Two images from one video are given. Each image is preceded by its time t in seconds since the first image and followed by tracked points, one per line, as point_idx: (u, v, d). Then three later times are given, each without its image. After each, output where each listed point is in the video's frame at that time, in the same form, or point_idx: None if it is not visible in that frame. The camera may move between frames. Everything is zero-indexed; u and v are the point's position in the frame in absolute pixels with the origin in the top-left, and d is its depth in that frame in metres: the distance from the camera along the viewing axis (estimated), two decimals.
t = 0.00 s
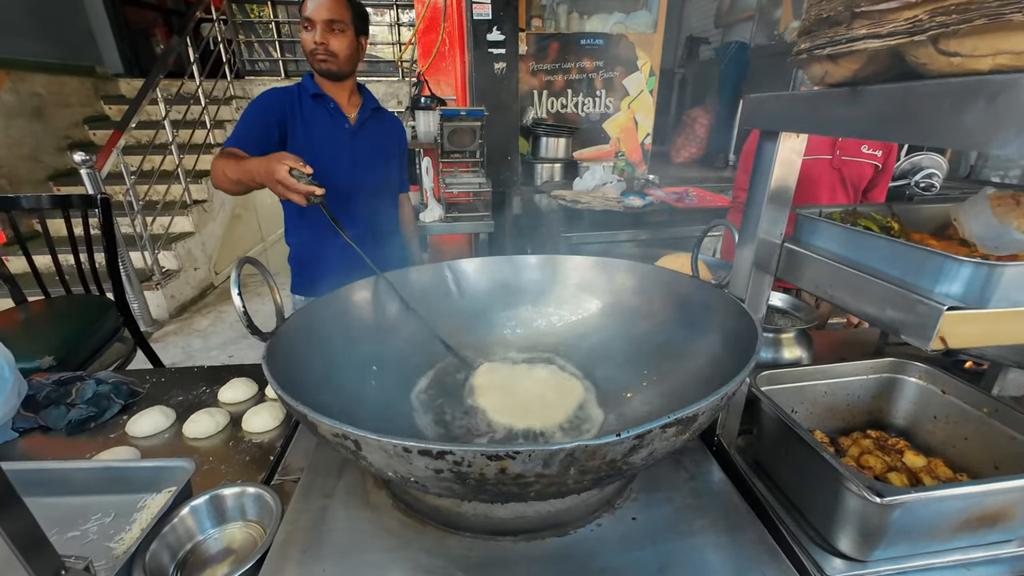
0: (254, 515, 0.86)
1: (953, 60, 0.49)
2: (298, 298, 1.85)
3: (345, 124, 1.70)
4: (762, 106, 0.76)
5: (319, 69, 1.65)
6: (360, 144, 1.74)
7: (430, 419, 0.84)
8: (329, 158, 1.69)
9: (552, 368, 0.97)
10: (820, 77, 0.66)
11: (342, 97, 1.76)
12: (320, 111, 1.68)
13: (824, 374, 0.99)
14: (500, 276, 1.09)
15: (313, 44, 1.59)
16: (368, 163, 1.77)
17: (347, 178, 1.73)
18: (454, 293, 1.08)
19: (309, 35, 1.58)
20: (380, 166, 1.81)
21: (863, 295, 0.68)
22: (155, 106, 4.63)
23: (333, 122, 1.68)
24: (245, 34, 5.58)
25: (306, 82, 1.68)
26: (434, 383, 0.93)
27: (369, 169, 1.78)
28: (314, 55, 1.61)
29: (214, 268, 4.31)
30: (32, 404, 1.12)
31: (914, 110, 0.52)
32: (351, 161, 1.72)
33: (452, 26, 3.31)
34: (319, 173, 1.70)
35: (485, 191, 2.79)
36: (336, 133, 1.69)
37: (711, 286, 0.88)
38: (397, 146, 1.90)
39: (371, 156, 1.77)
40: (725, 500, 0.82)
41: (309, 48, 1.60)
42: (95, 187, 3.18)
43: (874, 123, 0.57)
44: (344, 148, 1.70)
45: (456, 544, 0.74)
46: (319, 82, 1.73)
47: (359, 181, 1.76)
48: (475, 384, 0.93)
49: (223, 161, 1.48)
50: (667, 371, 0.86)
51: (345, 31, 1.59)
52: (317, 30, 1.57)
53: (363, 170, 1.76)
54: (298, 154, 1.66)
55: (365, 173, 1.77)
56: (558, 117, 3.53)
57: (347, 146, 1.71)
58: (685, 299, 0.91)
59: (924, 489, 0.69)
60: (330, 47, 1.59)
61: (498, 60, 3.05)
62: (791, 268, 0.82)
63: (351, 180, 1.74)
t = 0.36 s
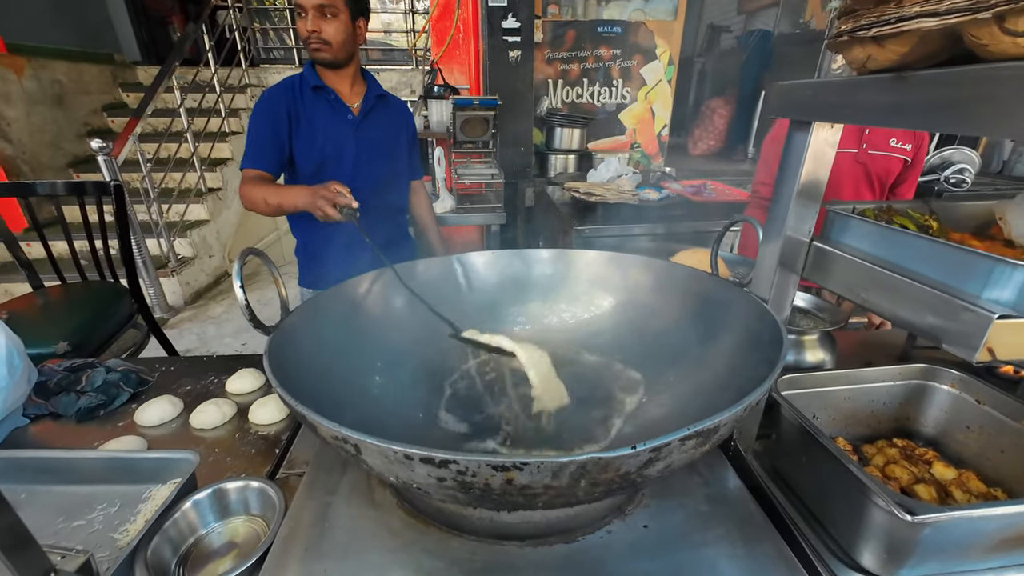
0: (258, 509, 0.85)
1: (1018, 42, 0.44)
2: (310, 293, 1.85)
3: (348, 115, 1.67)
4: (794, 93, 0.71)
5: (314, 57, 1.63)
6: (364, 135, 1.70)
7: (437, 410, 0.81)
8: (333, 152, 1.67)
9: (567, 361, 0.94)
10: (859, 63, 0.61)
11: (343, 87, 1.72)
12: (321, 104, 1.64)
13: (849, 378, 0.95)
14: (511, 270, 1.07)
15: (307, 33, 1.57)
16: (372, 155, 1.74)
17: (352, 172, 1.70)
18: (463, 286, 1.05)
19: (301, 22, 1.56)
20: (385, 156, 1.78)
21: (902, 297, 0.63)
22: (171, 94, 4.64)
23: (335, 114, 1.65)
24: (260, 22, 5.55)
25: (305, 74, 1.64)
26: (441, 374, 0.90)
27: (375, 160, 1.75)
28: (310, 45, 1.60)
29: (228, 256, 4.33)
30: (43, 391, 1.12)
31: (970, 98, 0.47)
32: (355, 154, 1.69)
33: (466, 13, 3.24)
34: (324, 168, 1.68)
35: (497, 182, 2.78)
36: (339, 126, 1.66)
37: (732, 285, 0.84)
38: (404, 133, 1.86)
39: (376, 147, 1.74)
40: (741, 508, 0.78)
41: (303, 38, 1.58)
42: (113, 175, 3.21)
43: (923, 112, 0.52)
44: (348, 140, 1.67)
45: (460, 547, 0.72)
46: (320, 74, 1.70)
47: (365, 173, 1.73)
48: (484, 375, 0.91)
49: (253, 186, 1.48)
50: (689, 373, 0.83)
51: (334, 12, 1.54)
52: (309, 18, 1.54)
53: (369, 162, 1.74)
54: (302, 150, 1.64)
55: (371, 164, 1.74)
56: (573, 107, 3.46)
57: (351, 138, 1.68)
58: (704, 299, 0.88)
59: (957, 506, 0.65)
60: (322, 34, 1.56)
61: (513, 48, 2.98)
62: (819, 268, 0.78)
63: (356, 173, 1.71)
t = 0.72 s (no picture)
0: (263, 516, 0.82)
1: None
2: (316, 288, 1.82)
3: (359, 109, 1.63)
4: (834, 87, 0.67)
5: (340, 53, 1.59)
6: (374, 129, 1.67)
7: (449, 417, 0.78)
8: (343, 145, 1.63)
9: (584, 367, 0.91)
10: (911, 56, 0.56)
11: (355, 78, 1.67)
12: (332, 96, 1.61)
13: (876, 387, 0.92)
14: (523, 270, 1.03)
15: (346, 29, 1.53)
16: (382, 150, 1.70)
17: (361, 166, 1.67)
18: (475, 286, 1.02)
19: (336, 18, 1.51)
20: (395, 151, 1.75)
21: (953, 310, 0.61)
22: (175, 85, 4.60)
23: (345, 107, 1.62)
24: (265, 12, 5.49)
25: (316, 65, 1.60)
26: (452, 379, 0.87)
27: (385, 155, 1.72)
28: (345, 40, 1.55)
29: (233, 249, 4.30)
30: (44, 389, 1.09)
31: None
32: (365, 149, 1.66)
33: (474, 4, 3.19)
34: (332, 161, 1.65)
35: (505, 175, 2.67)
36: (349, 119, 1.62)
37: (757, 289, 0.81)
38: (412, 129, 1.83)
39: (386, 142, 1.71)
40: (765, 523, 0.75)
41: (340, 33, 1.53)
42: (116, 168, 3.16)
43: (988, 109, 0.48)
44: (358, 134, 1.64)
45: (474, 561, 0.69)
46: (331, 65, 1.65)
47: (374, 168, 1.70)
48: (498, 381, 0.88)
49: (251, 176, 1.41)
50: (711, 380, 0.80)
51: (375, 13, 1.54)
52: (351, 15, 1.50)
53: (379, 157, 1.70)
54: (311, 142, 1.60)
55: (380, 159, 1.70)
56: (582, 101, 3.41)
57: (361, 132, 1.64)
58: (728, 303, 0.85)
59: (998, 528, 0.62)
60: (364, 32, 1.55)
61: (522, 40, 2.91)
62: (853, 274, 0.75)
63: (365, 167, 1.68)
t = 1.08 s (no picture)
0: (270, 529, 0.81)
1: None
2: (318, 290, 1.80)
3: (370, 110, 1.62)
4: (855, 94, 0.66)
5: (356, 54, 1.58)
6: (383, 131, 1.66)
7: (459, 426, 0.77)
8: (352, 145, 1.62)
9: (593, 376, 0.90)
10: (941, 63, 0.55)
11: (365, 78, 1.67)
12: (344, 95, 1.60)
13: (890, 395, 0.91)
14: (531, 275, 1.03)
15: (363, 31, 1.52)
16: (390, 151, 1.70)
17: (369, 166, 1.66)
18: (483, 292, 1.01)
19: (353, 19, 1.50)
20: (402, 152, 1.75)
21: (979, 324, 0.60)
22: (173, 83, 4.57)
23: (356, 107, 1.60)
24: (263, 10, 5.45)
25: (328, 62, 1.59)
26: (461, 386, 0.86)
27: (392, 157, 1.70)
28: (362, 42, 1.55)
29: (232, 249, 4.27)
30: (44, 398, 1.07)
31: None
32: (374, 149, 1.65)
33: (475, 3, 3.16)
34: (340, 161, 1.62)
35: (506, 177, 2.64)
36: (359, 118, 1.61)
37: (771, 298, 0.80)
38: (418, 132, 1.82)
39: (394, 143, 1.70)
40: (781, 536, 0.74)
41: (356, 34, 1.53)
42: (113, 168, 3.13)
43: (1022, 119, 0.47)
44: (367, 134, 1.62)
45: None
46: (343, 64, 1.64)
47: (381, 169, 1.69)
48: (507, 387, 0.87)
49: (239, 144, 1.33)
50: (724, 389, 0.79)
51: (392, 17, 1.54)
52: (369, 17, 1.50)
53: (386, 158, 1.69)
54: (319, 140, 1.58)
55: (387, 160, 1.69)
56: (584, 100, 3.39)
57: (370, 133, 1.63)
58: (742, 310, 0.85)
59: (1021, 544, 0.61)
60: (381, 35, 1.55)
61: (523, 39, 2.89)
62: (870, 283, 0.74)
63: (373, 169, 1.67)
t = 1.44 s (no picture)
0: (268, 543, 0.79)
1: None
2: (316, 294, 1.77)
3: (371, 111, 1.60)
4: (868, 98, 0.65)
5: (361, 55, 1.56)
6: (385, 134, 1.64)
7: (462, 437, 0.76)
8: (353, 147, 1.60)
9: (598, 384, 0.89)
10: (960, 67, 0.55)
11: (368, 81, 1.65)
12: (346, 96, 1.58)
13: (899, 404, 0.89)
14: (535, 280, 1.01)
15: (369, 32, 1.51)
16: (391, 154, 1.68)
17: (370, 169, 1.64)
18: (485, 297, 1.00)
19: (358, 20, 1.48)
20: (403, 156, 1.73)
21: (999, 333, 0.59)
22: (168, 84, 4.53)
23: (358, 109, 1.59)
24: (259, 11, 5.42)
25: (331, 62, 1.57)
26: (464, 395, 0.85)
27: (392, 160, 1.69)
28: (367, 43, 1.53)
29: (228, 251, 4.24)
30: (35, 408, 1.05)
31: None
32: (374, 152, 1.63)
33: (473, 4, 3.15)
34: (340, 163, 1.60)
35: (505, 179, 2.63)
36: (361, 120, 1.59)
37: (780, 304, 0.79)
38: (419, 136, 1.80)
39: (395, 146, 1.69)
40: (790, 547, 0.72)
41: (362, 35, 1.51)
42: (108, 170, 3.10)
43: None
44: (369, 136, 1.61)
45: None
46: (346, 65, 1.61)
47: (381, 172, 1.67)
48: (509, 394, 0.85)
49: (239, 143, 1.33)
50: (735, 400, 0.78)
51: (398, 20, 1.53)
52: (374, 19, 1.48)
53: (387, 161, 1.67)
54: (319, 140, 1.56)
55: (388, 163, 1.67)
56: (582, 102, 3.38)
57: (371, 135, 1.61)
58: (751, 317, 0.84)
59: None
60: (387, 36, 1.53)
61: (522, 40, 2.88)
62: (881, 290, 0.73)
63: (373, 172, 1.65)
